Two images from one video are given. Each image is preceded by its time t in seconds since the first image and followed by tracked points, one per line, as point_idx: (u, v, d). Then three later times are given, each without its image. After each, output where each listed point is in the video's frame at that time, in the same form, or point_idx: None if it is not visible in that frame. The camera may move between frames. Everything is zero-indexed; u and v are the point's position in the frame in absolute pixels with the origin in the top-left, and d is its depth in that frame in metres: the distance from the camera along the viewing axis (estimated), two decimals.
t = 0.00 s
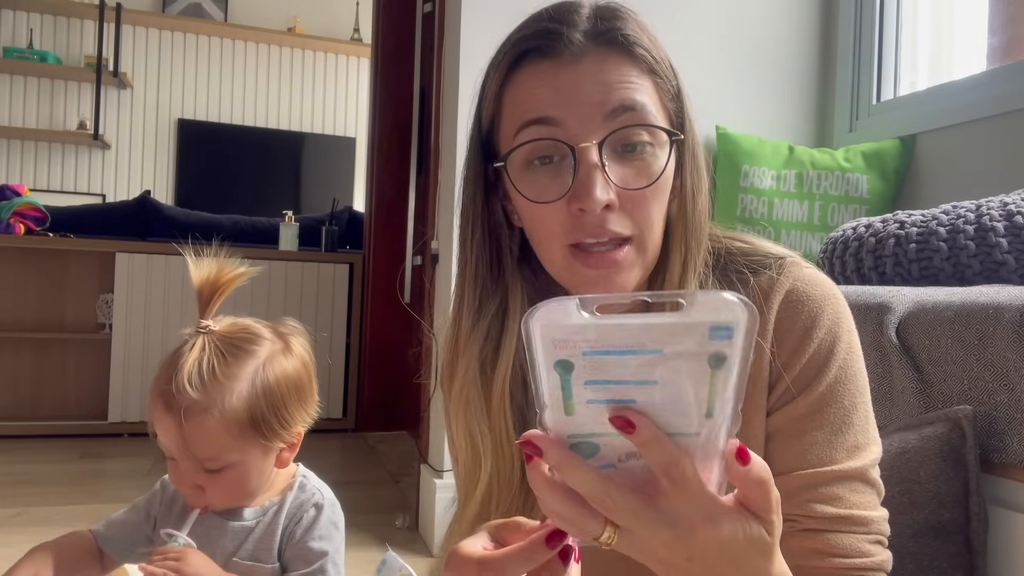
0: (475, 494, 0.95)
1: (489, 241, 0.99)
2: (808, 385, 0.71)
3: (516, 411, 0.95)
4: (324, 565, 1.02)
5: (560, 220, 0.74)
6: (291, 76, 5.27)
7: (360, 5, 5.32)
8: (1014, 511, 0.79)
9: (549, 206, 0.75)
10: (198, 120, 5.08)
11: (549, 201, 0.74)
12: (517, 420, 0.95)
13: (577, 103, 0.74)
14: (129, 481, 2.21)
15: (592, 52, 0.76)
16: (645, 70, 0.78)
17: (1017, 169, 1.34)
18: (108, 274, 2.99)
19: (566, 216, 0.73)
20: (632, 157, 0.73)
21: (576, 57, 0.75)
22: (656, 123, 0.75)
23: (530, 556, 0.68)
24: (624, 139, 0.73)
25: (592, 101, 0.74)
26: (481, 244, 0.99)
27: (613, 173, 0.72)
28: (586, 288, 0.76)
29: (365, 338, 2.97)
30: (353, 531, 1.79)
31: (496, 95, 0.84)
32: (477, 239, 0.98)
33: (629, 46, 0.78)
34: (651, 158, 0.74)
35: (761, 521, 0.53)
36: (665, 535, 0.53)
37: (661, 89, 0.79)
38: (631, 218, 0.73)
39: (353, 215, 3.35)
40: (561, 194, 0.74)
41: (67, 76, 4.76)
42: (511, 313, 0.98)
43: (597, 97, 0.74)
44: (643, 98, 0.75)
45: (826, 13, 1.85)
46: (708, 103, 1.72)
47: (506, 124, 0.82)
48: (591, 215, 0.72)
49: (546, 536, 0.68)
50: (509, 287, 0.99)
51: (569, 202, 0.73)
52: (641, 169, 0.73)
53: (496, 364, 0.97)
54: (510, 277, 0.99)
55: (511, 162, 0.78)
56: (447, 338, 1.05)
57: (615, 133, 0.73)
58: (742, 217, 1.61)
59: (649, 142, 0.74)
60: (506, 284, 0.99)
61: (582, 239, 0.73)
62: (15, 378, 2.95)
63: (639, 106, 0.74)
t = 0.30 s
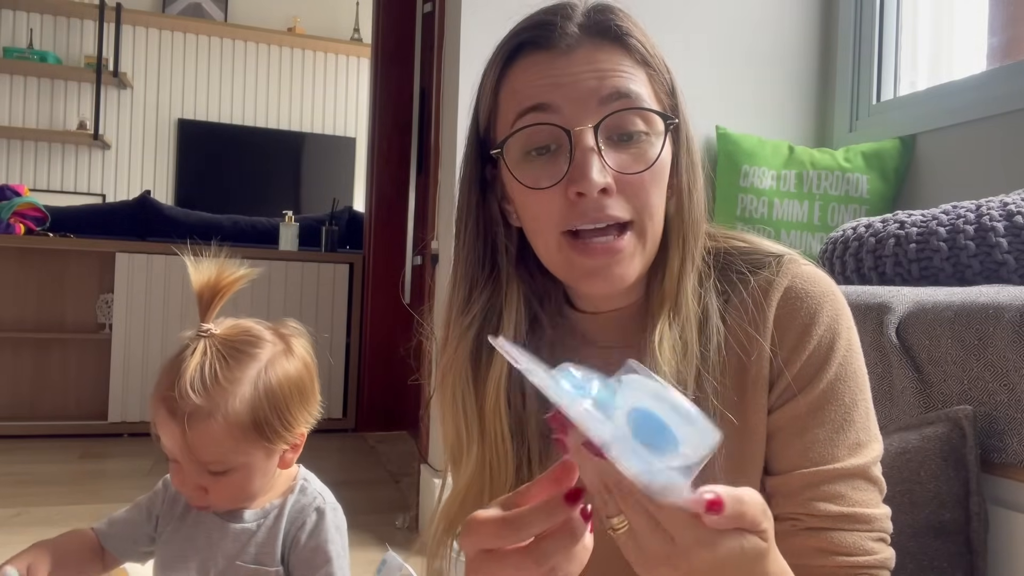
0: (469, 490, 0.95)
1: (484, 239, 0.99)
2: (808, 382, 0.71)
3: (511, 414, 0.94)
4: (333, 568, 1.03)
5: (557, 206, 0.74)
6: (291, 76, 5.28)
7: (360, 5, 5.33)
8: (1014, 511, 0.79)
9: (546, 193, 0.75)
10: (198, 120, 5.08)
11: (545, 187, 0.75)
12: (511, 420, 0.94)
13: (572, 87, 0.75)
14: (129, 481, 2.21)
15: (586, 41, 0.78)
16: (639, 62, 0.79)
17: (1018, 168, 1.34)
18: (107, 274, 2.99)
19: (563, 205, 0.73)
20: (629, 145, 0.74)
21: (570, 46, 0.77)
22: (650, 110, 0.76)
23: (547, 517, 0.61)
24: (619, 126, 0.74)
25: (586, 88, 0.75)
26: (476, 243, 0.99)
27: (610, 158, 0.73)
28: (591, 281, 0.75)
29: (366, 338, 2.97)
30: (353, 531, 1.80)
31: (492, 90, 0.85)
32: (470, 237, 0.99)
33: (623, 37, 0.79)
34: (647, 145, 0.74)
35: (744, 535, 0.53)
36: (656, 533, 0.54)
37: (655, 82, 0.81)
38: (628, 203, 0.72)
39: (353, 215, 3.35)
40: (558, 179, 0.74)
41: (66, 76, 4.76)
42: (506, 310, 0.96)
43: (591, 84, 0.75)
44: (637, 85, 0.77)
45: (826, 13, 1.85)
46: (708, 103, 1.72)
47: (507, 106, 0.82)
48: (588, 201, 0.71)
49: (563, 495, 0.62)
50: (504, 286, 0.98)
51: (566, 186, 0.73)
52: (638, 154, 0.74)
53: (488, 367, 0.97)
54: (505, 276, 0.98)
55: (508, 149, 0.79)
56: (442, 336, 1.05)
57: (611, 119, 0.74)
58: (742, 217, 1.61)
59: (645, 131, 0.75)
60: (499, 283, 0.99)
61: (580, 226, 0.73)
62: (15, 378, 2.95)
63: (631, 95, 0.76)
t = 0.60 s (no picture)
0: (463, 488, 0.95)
1: (481, 240, 0.99)
2: (805, 383, 0.71)
3: (509, 412, 0.94)
4: (336, 569, 1.03)
5: (547, 212, 0.74)
6: (291, 76, 5.28)
7: (360, 5, 5.33)
8: (1014, 511, 0.79)
9: (535, 199, 0.75)
10: (198, 120, 5.08)
11: (536, 193, 0.75)
12: (508, 417, 0.94)
13: (562, 94, 0.75)
14: (129, 481, 2.21)
15: (577, 46, 0.77)
16: (633, 67, 0.78)
17: (1018, 168, 1.34)
18: (108, 274, 2.99)
19: (552, 208, 0.74)
20: (619, 149, 0.74)
21: (561, 51, 0.77)
22: (641, 115, 0.76)
23: (549, 517, 0.62)
24: (608, 132, 0.74)
25: (574, 92, 0.74)
26: (473, 243, 0.99)
27: (599, 164, 0.73)
28: (585, 281, 0.75)
29: (365, 338, 2.97)
30: (353, 531, 1.79)
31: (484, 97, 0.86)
32: (469, 239, 0.99)
33: (614, 42, 0.78)
34: (636, 151, 0.74)
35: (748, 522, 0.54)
36: (660, 536, 0.52)
37: (649, 85, 0.80)
38: (619, 209, 0.73)
39: (353, 215, 3.36)
40: (546, 186, 0.75)
41: (67, 76, 4.76)
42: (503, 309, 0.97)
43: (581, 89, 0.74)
44: (630, 91, 0.76)
45: (826, 13, 1.85)
46: (709, 103, 1.72)
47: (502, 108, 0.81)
48: (576, 208, 0.72)
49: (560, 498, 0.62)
50: (502, 286, 0.98)
51: (555, 192, 0.73)
52: (628, 159, 0.74)
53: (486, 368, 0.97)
54: (502, 276, 0.98)
55: (500, 155, 0.79)
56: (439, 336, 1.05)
57: (599, 125, 0.74)
58: (742, 217, 1.61)
59: (635, 136, 0.75)
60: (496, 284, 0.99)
61: (570, 231, 0.73)
62: (15, 378, 2.95)
63: (624, 97, 0.76)
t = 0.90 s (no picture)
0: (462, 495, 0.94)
1: (479, 246, 0.99)
2: (815, 388, 0.72)
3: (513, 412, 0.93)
4: (333, 569, 1.03)
5: (507, 235, 0.77)
6: (291, 76, 5.28)
7: (360, 5, 5.33)
8: (1014, 511, 0.79)
9: (498, 222, 0.77)
10: (198, 120, 5.08)
11: (495, 217, 0.77)
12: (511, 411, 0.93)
13: (510, 126, 0.74)
14: (129, 482, 2.21)
15: (529, 66, 0.74)
16: (593, 87, 0.73)
17: (1018, 168, 1.34)
18: (107, 274, 2.99)
19: (507, 231, 0.76)
20: (568, 175, 0.72)
21: (511, 77, 0.75)
22: (594, 139, 0.73)
23: None
24: (557, 157, 0.72)
25: (518, 120, 0.73)
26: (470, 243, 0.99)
27: (548, 193, 0.72)
28: (549, 289, 0.77)
29: (365, 339, 2.97)
30: (353, 531, 1.80)
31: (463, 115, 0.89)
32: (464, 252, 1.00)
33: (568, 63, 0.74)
34: (587, 175, 0.72)
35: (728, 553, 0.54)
36: None
37: (612, 102, 0.74)
38: (572, 233, 0.73)
39: (353, 215, 3.36)
40: (504, 211, 0.76)
41: (67, 76, 4.76)
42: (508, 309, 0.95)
43: (529, 118, 0.73)
44: (585, 117, 0.73)
45: (826, 12, 1.85)
46: (708, 104, 1.72)
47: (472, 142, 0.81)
48: (527, 233, 0.74)
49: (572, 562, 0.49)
50: (504, 285, 0.97)
51: (510, 219, 0.75)
52: (579, 184, 0.72)
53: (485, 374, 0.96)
54: (503, 276, 0.98)
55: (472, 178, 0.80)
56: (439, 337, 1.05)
57: (547, 153, 0.72)
58: (742, 218, 1.61)
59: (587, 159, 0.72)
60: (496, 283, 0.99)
61: (528, 251, 0.75)
62: (15, 378, 2.95)
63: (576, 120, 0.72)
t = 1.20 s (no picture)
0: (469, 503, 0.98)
1: (474, 249, 0.98)
2: (825, 393, 0.73)
3: (514, 415, 0.96)
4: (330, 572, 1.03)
5: (513, 253, 0.78)
6: (291, 76, 5.28)
7: (360, 5, 5.33)
8: (1014, 511, 0.79)
9: (503, 240, 0.78)
10: (198, 120, 5.08)
11: (501, 236, 0.78)
12: (511, 412, 0.95)
13: (514, 146, 0.74)
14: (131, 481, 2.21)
15: (527, 80, 0.74)
16: (595, 101, 0.72)
17: (1018, 167, 1.34)
18: (108, 274, 2.99)
19: (513, 248, 0.77)
20: (576, 194, 0.72)
21: (511, 92, 0.74)
22: (599, 154, 0.72)
23: None
24: (563, 177, 0.72)
25: (525, 138, 0.73)
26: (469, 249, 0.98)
27: (556, 213, 0.73)
28: (562, 309, 0.78)
29: (365, 339, 2.97)
30: (353, 531, 1.80)
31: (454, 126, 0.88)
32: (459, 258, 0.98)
33: (571, 79, 0.72)
34: (595, 193, 0.72)
35: None
36: None
37: (614, 115, 0.74)
38: (581, 250, 0.74)
39: (353, 215, 3.36)
40: (510, 230, 0.76)
41: (67, 76, 4.76)
42: (505, 311, 0.97)
43: (533, 141, 0.73)
44: (592, 136, 0.72)
45: (826, 13, 1.85)
46: (709, 103, 1.72)
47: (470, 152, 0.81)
48: (536, 252, 0.75)
49: None
50: (501, 291, 0.98)
51: (516, 239, 0.76)
52: (587, 203, 0.72)
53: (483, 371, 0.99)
54: (500, 282, 0.98)
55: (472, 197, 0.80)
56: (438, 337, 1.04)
57: (553, 173, 0.72)
58: (742, 218, 1.61)
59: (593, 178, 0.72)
60: (497, 288, 0.99)
61: (537, 268, 0.76)
62: (15, 378, 2.95)
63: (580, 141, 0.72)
